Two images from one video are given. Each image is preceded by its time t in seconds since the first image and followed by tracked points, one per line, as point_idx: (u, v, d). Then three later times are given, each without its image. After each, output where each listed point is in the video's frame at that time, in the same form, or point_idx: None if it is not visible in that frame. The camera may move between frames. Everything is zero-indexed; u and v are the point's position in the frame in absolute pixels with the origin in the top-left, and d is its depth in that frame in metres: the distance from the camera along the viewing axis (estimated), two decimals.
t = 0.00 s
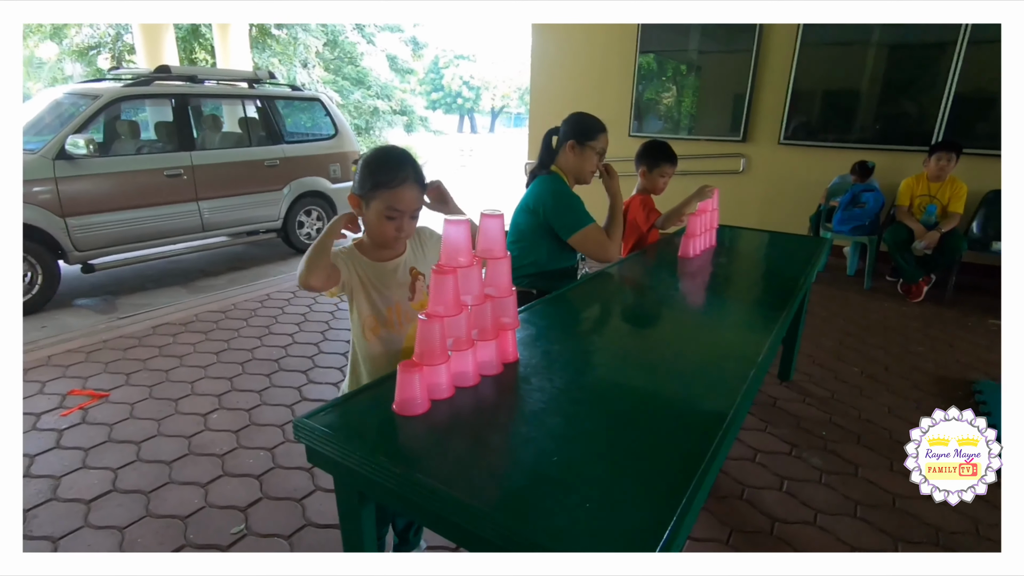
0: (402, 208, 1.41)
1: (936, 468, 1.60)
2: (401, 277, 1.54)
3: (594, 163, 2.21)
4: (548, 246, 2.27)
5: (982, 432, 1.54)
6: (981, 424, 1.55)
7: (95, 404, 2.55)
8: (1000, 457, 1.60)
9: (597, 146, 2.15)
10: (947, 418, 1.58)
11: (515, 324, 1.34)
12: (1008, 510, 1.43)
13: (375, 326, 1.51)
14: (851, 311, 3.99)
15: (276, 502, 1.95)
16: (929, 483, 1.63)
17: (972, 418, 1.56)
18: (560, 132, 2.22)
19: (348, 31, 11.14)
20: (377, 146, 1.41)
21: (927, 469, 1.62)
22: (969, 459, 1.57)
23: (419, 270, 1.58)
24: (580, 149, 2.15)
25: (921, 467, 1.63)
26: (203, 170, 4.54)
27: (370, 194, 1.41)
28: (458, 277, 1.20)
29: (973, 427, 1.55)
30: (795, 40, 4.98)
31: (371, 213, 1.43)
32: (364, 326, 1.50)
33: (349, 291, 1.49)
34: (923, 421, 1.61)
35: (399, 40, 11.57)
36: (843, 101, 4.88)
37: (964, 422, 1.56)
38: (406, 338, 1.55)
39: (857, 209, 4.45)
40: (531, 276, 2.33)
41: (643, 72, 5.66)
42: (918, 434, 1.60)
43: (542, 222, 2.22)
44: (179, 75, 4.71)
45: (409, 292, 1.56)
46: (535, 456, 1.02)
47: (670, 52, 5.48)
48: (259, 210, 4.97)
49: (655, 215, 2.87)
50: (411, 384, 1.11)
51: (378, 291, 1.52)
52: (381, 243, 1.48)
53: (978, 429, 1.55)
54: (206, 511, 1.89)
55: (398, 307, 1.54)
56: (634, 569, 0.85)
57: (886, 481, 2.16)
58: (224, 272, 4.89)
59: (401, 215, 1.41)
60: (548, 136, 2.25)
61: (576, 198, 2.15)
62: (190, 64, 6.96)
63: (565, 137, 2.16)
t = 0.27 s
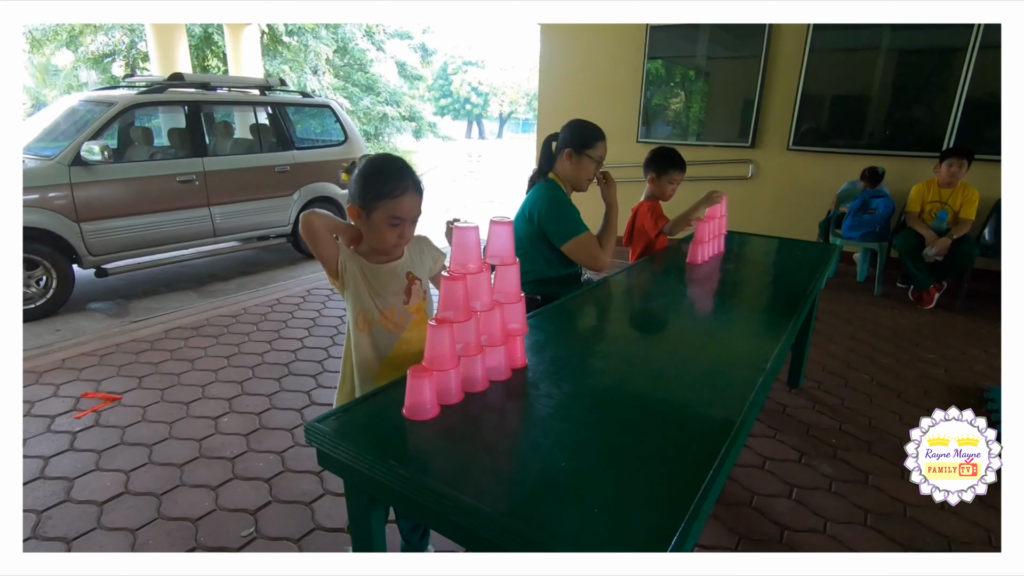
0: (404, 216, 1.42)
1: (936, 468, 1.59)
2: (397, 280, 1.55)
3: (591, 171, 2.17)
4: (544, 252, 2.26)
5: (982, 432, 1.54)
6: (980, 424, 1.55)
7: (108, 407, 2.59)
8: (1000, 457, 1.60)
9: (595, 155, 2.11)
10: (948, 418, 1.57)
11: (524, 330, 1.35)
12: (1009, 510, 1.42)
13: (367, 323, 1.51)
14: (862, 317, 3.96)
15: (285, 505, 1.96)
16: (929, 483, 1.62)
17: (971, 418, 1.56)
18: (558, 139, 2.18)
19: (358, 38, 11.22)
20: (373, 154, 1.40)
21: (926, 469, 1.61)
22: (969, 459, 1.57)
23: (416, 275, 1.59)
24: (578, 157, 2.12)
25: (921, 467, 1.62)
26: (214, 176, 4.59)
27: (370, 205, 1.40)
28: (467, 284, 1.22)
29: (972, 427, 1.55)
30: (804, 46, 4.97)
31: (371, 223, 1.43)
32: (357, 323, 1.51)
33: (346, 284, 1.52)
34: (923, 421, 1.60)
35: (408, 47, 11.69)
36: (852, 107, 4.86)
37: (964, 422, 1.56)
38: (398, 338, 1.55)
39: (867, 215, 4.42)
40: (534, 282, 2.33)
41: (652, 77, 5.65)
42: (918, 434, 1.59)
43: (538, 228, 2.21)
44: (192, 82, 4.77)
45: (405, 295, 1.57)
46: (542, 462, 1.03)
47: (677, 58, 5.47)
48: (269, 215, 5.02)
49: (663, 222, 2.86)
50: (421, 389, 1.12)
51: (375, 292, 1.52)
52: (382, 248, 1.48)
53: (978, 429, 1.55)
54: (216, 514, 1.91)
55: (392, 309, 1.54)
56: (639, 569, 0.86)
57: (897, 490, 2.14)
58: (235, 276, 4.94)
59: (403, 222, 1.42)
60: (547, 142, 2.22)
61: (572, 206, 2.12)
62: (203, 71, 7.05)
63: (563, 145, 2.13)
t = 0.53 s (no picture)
0: (405, 211, 1.42)
1: (936, 468, 1.59)
2: (396, 279, 1.52)
3: (590, 179, 2.12)
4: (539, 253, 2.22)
5: (981, 431, 1.55)
6: (980, 424, 1.56)
7: (123, 406, 2.62)
8: (1000, 456, 1.61)
9: (597, 164, 2.07)
10: (947, 418, 1.58)
11: (537, 330, 1.35)
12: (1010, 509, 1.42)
13: (361, 318, 1.49)
14: (876, 320, 3.92)
15: (298, 504, 1.97)
16: (929, 483, 1.62)
17: (972, 418, 1.57)
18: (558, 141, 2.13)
19: (369, 41, 11.26)
20: (372, 152, 1.40)
21: (926, 469, 1.61)
22: (969, 459, 1.57)
23: (414, 275, 1.56)
24: (580, 164, 2.07)
25: (920, 467, 1.63)
26: (228, 178, 4.64)
27: (371, 202, 1.39)
28: (480, 283, 1.22)
29: (973, 427, 1.55)
30: (816, 47, 4.94)
31: (372, 220, 1.42)
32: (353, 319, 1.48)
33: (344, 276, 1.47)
34: (923, 421, 1.60)
35: (418, 50, 11.75)
36: (865, 108, 4.82)
37: (964, 422, 1.57)
38: (391, 337, 1.52)
39: (881, 217, 4.37)
40: (541, 284, 2.30)
41: (661, 79, 5.64)
42: (918, 434, 1.60)
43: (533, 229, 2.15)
44: (206, 86, 4.83)
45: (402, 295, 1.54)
46: (556, 461, 1.03)
47: (688, 60, 5.46)
48: (281, 217, 5.07)
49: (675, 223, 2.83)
50: (434, 389, 1.13)
51: (373, 289, 1.50)
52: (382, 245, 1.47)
53: (978, 428, 1.55)
54: (230, 513, 1.93)
55: (388, 307, 1.52)
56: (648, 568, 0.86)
57: (913, 494, 2.11)
58: (247, 278, 4.98)
59: (405, 218, 1.43)
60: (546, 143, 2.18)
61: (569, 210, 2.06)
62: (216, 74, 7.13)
63: (563, 150, 2.08)
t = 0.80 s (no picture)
0: (409, 205, 1.41)
1: (935, 468, 1.57)
2: (400, 278, 1.52)
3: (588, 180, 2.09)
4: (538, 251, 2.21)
5: (980, 432, 1.53)
6: (979, 424, 1.54)
7: (137, 404, 2.64)
8: (1000, 458, 1.59)
9: (594, 165, 2.04)
10: (947, 418, 1.56)
11: (551, 327, 1.34)
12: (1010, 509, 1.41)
13: (366, 316, 1.49)
14: (889, 317, 3.87)
15: (310, 502, 1.98)
16: (928, 483, 1.61)
17: (971, 418, 1.55)
18: (558, 139, 2.09)
19: (375, 41, 11.31)
20: (373, 150, 1.41)
21: (925, 469, 1.59)
22: (968, 459, 1.55)
23: (419, 275, 1.55)
24: (578, 166, 2.04)
25: (920, 467, 1.61)
26: (237, 178, 4.67)
27: (374, 197, 1.39)
28: (495, 280, 1.21)
29: (972, 427, 1.53)
30: (827, 42, 4.89)
31: (375, 216, 1.41)
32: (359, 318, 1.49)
33: (350, 276, 1.48)
34: (923, 421, 1.58)
35: (424, 50, 11.76)
36: (876, 103, 4.77)
37: (963, 422, 1.55)
38: (395, 336, 1.52)
39: (894, 213, 4.32)
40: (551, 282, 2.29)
41: (669, 76, 5.60)
42: (917, 434, 1.58)
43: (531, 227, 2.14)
44: (216, 86, 4.86)
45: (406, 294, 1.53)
46: (572, 458, 1.02)
47: (696, 56, 5.42)
48: (290, 217, 5.09)
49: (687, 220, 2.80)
50: (449, 385, 1.12)
51: (378, 287, 1.50)
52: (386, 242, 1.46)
53: (977, 429, 1.53)
54: (244, 510, 1.94)
55: (392, 306, 1.51)
56: (651, 570, 0.86)
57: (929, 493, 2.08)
58: (257, 277, 5.00)
59: (408, 211, 1.42)
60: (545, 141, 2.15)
61: (567, 207, 2.04)
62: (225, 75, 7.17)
63: (562, 150, 2.04)
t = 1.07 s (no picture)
0: (414, 199, 1.39)
1: (935, 468, 1.56)
2: (404, 276, 1.51)
3: (591, 177, 2.08)
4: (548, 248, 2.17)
5: (981, 432, 1.52)
6: (979, 424, 1.53)
7: (149, 403, 2.66)
8: (1000, 457, 1.58)
9: (596, 162, 2.03)
10: (947, 418, 1.55)
11: (562, 323, 1.33)
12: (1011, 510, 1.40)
13: (370, 314, 1.49)
14: (901, 313, 3.84)
15: (321, 500, 1.98)
16: (929, 483, 1.59)
17: (971, 418, 1.54)
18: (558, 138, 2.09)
19: (381, 40, 11.16)
20: (381, 146, 1.41)
21: (926, 469, 1.58)
22: (968, 459, 1.54)
23: (423, 273, 1.54)
24: (576, 163, 2.04)
25: (921, 467, 1.60)
26: (245, 178, 4.68)
27: (379, 192, 1.38)
28: (506, 277, 1.20)
29: (972, 427, 1.52)
30: (835, 38, 4.85)
31: (381, 211, 1.41)
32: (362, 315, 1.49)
33: (355, 274, 1.48)
34: (923, 421, 1.57)
35: (429, 48, 11.77)
36: (885, 98, 4.73)
37: (963, 422, 1.54)
38: (398, 334, 1.52)
39: (905, 208, 4.28)
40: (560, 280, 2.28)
41: (676, 73, 5.58)
42: (918, 434, 1.57)
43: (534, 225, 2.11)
44: (223, 87, 4.88)
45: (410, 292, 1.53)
46: (586, 455, 1.01)
47: (702, 52, 5.39)
48: (297, 216, 5.11)
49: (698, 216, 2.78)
50: (462, 383, 1.12)
51: (383, 284, 1.49)
52: (391, 239, 1.45)
53: (977, 429, 1.52)
54: (255, 508, 1.94)
55: (396, 304, 1.51)
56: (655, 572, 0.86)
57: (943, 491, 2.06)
58: (265, 277, 5.02)
59: (414, 207, 1.40)
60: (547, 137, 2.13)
61: (565, 205, 2.03)
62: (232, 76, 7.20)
63: (564, 148, 2.04)
